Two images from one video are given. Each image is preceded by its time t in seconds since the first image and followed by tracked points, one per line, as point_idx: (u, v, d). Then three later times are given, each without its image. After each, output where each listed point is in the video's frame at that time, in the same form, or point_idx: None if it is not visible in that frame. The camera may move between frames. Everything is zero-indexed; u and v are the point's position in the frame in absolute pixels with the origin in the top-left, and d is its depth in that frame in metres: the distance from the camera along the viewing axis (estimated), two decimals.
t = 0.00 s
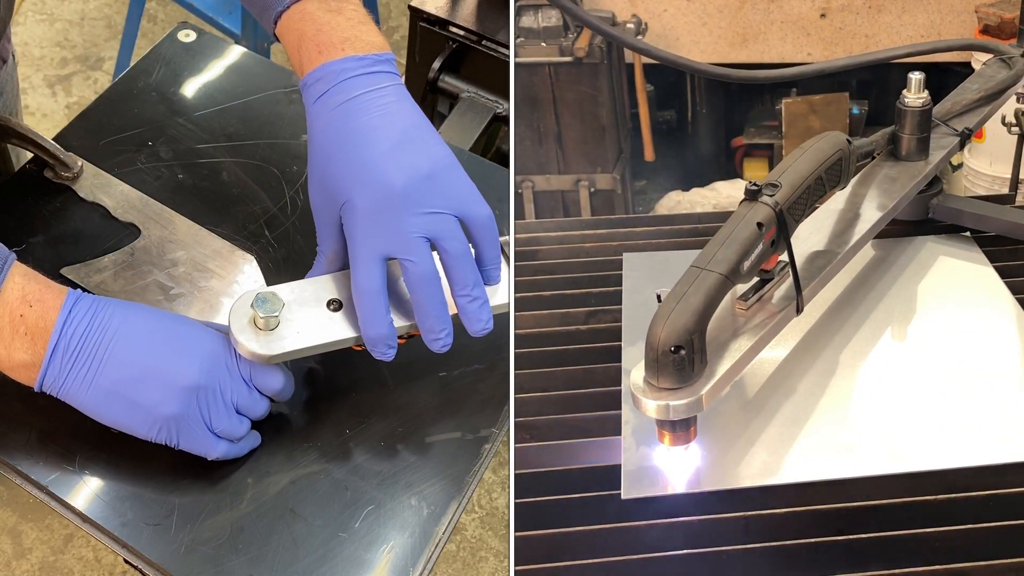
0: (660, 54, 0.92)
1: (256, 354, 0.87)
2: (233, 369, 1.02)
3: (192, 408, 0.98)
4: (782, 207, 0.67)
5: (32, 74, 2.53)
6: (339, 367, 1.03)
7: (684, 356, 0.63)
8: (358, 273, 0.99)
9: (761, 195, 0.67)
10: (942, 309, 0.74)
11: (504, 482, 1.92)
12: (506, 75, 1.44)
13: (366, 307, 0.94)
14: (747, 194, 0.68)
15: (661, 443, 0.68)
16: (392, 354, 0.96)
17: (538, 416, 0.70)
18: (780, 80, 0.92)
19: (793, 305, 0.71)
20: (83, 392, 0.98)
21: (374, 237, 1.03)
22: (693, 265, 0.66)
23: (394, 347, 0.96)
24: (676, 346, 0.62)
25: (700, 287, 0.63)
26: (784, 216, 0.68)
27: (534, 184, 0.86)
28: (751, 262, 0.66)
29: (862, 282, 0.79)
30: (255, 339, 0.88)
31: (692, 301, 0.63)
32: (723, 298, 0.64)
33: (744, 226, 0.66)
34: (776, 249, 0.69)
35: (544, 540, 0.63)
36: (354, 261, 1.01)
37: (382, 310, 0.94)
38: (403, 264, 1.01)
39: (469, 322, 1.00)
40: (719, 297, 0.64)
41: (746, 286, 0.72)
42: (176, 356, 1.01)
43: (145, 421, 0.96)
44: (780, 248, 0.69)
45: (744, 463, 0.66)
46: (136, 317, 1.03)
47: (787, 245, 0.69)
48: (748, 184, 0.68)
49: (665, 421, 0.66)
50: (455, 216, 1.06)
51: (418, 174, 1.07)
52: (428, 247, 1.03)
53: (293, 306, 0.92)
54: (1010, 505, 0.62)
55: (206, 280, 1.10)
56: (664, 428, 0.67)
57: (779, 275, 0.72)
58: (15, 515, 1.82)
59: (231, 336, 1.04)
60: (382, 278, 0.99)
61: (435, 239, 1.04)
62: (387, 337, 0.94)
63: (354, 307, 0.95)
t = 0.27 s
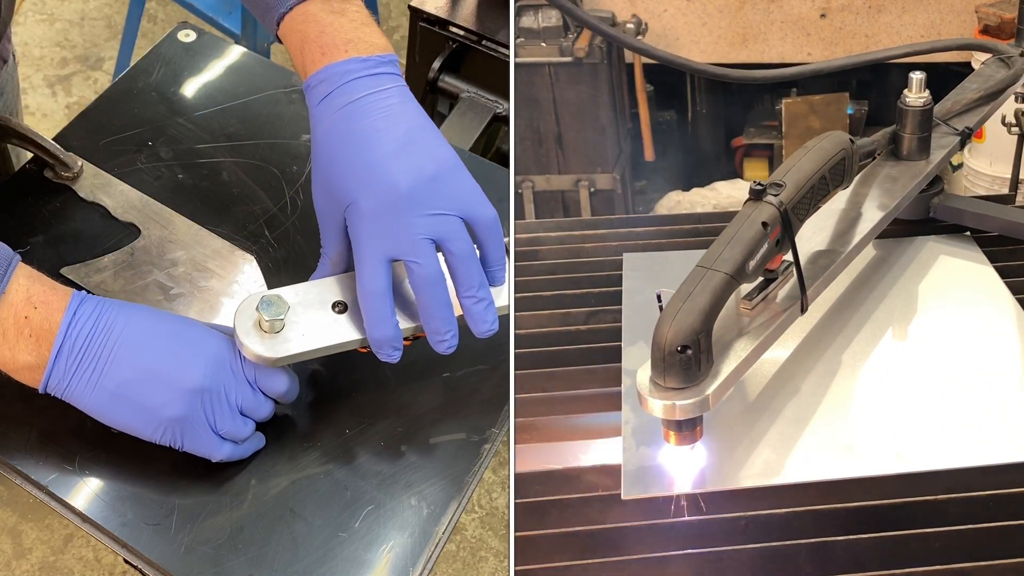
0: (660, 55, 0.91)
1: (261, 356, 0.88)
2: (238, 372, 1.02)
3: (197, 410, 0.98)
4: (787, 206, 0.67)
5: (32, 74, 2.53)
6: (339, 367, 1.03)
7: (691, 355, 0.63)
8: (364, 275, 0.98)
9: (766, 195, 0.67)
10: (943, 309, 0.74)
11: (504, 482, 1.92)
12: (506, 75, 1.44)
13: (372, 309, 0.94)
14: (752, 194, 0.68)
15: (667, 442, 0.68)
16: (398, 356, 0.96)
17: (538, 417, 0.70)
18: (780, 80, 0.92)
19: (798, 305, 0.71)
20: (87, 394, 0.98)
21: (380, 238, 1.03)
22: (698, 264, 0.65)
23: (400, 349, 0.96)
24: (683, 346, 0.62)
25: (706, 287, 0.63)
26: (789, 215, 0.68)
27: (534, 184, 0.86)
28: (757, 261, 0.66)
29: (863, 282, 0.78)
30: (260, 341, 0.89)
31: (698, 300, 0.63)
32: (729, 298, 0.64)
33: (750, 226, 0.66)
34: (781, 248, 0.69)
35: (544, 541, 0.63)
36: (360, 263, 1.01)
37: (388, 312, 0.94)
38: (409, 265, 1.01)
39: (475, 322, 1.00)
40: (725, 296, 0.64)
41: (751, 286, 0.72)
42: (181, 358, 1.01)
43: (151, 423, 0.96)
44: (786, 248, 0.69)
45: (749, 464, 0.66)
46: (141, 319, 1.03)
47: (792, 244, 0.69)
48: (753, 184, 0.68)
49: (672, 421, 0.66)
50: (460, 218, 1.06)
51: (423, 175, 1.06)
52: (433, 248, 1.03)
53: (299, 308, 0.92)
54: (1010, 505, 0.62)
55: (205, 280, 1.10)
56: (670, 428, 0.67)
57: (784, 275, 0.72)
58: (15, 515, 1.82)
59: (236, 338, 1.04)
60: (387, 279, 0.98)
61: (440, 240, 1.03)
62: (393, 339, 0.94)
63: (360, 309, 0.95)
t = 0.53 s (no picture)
0: (659, 53, 0.91)
1: (263, 352, 0.88)
2: (241, 368, 1.02)
3: (201, 408, 0.98)
4: (789, 205, 0.67)
5: (32, 74, 2.53)
6: (339, 367, 1.03)
7: (693, 354, 0.63)
8: (367, 271, 0.98)
9: (768, 194, 0.67)
10: (943, 309, 0.74)
11: (504, 482, 1.92)
12: (506, 74, 1.44)
13: (375, 305, 0.94)
14: (755, 193, 0.68)
15: (670, 442, 0.68)
16: (401, 352, 0.96)
17: (538, 417, 0.70)
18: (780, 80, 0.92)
19: (800, 303, 0.71)
20: (91, 392, 0.98)
21: (383, 235, 1.03)
22: (701, 262, 0.65)
23: (403, 345, 0.96)
24: (686, 344, 0.62)
25: (709, 285, 0.63)
26: (791, 214, 0.68)
27: (534, 185, 0.86)
28: (758, 260, 0.66)
29: (864, 282, 0.78)
30: (263, 336, 0.89)
31: (701, 299, 0.63)
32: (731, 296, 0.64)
33: (752, 224, 0.66)
34: (783, 247, 0.69)
35: (544, 541, 0.63)
36: (362, 259, 1.01)
37: (391, 308, 0.94)
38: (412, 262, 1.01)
39: (478, 319, 1.00)
40: (727, 295, 0.63)
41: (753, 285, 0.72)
42: (185, 356, 1.01)
43: (155, 421, 0.96)
44: (788, 246, 0.69)
45: (751, 463, 0.66)
46: (144, 317, 1.03)
47: (794, 243, 0.69)
48: (755, 183, 0.68)
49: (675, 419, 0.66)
50: (463, 215, 1.06)
51: (426, 172, 1.07)
52: (436, 245, 1.03)
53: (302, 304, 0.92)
54: (1010, 505, 0.62)
55: (206, 280, 1.10)
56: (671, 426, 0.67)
57: (785, 274, 0.72)
58: (15, 515, 1.82)
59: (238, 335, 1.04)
60: (390, 275, 0.98)
61: (443, 237, 1.04)
62: (395, 336, 0.94)
63: (363, 305, 0.95)
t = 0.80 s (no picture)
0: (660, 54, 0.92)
1: (262, 347, 0.88)
2: (241, 365, 1.02)
3: (201, 405, 0.98)
4: (790, 206, 0.67)
5: (32, 74, 2.53)
6: (339, 367, 1.03)
7: (694, 354, 0.63)
8: (366, 267, 0.98)
9: (769, 194, 0.67)
10: (943, 309, 0.74)
11: (504, 482, 1.92)
12: (506, 74, 1.44)
13: (373, 302, 0.94)
14: (755, 193, 0.68)
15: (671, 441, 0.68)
16: (400, 349, 0.96)
17: (538, 417, 0.70)
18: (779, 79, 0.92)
19: (800, 303, 0.71)
20: (92, 390, 0.98)
21: (382, 232, 1.03)
22: (702, 262, 0.65)
23: (401, 342, 0.96)
24: (687, 344, 0.62)
25: (710, 285, 0.63)
26: (792, 215, 0.67)
27: (534, 185, 0.86)
28: (759, 260, 0.65)
29: (864, 282, 0.78)
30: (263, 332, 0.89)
31: (702, 298, 0.63)
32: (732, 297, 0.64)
33: (753, 224, 0.66)
34: (784, 247, 0.69)
35: (544, 540, 0.63)
36: (362, 256, 1.01)
37: (390, 306, 0.94)
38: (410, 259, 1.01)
39: (477, 316, 1.00)
40: (728, 295, 0.63)
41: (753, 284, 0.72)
42: (185, 352, 1.01)
43: (155, 418, 0.96)
44: (789, 246, 0.69)
45: (751, 463, 0.66)
46: (145, 314, 1.03)
47: (795, 243, 0.68)
48: (756, 183, 0.68)
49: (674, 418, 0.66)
50: (462, 212, 1.06)
51: (426, 170, 1.06)
52: (436, 242, 1.03)
53: (303, 301, 0.92)
54: (1010, 505, 0.62)
55: (206, 280, 1.10)
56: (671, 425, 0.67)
57: (785, 274, 0.72)
58: (15, 515, 1.82)
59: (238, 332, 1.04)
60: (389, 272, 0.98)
61: (442, 235, 1.04)
62: (394, 333, 0.94)
63: (362, 302, 0.95)
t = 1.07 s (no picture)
0: (659, 53, 0.93)
1: (262, 346, 0.88)
2: (241, 364, 1.02)
3: (201, 404, 0.98)
4: (796, 203, 0.67)
5: (32, 74, 2.53)
6: (339, 367, 1.03)
7: (703, 351, 0.63)
8: (366, 267, 0.98)
9: (774, 192, 0.67)
10: (943, 309, 0.74)
11: (504, 482, 1.92)
12: (507, 74, 1.44)
13: (373, 302, 0.94)
14: (761, 191, 0.68)
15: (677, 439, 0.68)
16: (399, 348, 0.96)
17: (538, 417, 0.70)
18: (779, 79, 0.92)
19: (807, 300, 0.71)
20: (92, 388, 0.98)
21: (382, 231, 1.03)
22: (709, 261, 0.65)
23: (401, 341, 0.96)
24: (695, 341, 0.62)
25: (718, 282, 0.63)
26: (798, 212, 0.68)
27: (534, 184, 0.86)
28: (766, 258, 0.66)
29: (864, 282, 0.78)
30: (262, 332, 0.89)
31: (709, 296, 0.63)
32: (739, 294, 0.64)
33: (759, 222, 0.66)
34: (790, 245, 0.69)
35: (544, 540, 0.63)
36: (362, 255, 1.01)
37: (390, 305, 0.94)
38: (410, 258, 1.01)
39: (477, 316, 1.00)
40: (736, 293, 0.63)
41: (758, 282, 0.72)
42: (185, 351, 1.01)
43: (155, 416, 0.96)
44: (796, 243, 0.69)
45: (752, 463, 0.66)
46: (145, 313, 1.03)
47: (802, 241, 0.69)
48: (761, 180, 0.68)
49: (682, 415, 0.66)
50: (462, 212, 1.06)
51: (426, 169, 1.06)
52: (436, 241, 1.03)
53: (303, 300, 0.92)
54: (1010, 505, 0.62)
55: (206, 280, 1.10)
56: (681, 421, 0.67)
57: (790, 271, 0.72)
58: (15, 515, 1.82)
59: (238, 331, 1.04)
60: (389, 271, 0.98)
61: (442, 234, 1.04)
62: (394, 332, 0.94)
63: (362, 302, 0.95)
